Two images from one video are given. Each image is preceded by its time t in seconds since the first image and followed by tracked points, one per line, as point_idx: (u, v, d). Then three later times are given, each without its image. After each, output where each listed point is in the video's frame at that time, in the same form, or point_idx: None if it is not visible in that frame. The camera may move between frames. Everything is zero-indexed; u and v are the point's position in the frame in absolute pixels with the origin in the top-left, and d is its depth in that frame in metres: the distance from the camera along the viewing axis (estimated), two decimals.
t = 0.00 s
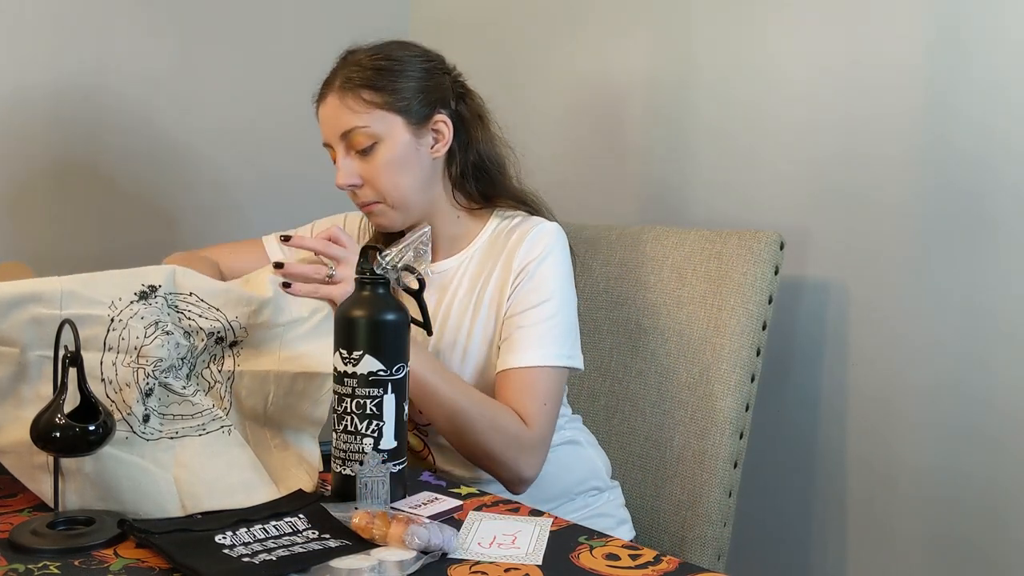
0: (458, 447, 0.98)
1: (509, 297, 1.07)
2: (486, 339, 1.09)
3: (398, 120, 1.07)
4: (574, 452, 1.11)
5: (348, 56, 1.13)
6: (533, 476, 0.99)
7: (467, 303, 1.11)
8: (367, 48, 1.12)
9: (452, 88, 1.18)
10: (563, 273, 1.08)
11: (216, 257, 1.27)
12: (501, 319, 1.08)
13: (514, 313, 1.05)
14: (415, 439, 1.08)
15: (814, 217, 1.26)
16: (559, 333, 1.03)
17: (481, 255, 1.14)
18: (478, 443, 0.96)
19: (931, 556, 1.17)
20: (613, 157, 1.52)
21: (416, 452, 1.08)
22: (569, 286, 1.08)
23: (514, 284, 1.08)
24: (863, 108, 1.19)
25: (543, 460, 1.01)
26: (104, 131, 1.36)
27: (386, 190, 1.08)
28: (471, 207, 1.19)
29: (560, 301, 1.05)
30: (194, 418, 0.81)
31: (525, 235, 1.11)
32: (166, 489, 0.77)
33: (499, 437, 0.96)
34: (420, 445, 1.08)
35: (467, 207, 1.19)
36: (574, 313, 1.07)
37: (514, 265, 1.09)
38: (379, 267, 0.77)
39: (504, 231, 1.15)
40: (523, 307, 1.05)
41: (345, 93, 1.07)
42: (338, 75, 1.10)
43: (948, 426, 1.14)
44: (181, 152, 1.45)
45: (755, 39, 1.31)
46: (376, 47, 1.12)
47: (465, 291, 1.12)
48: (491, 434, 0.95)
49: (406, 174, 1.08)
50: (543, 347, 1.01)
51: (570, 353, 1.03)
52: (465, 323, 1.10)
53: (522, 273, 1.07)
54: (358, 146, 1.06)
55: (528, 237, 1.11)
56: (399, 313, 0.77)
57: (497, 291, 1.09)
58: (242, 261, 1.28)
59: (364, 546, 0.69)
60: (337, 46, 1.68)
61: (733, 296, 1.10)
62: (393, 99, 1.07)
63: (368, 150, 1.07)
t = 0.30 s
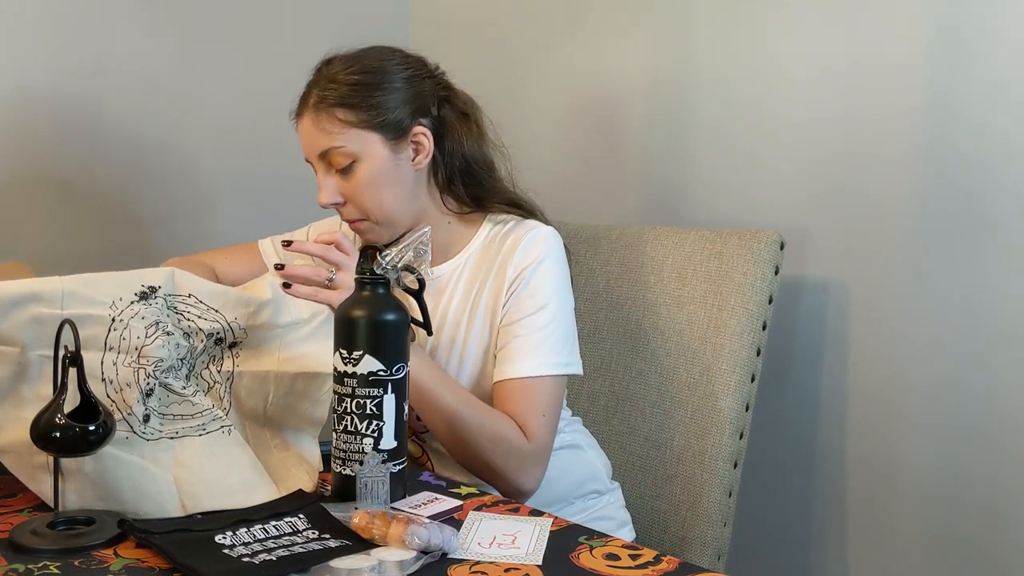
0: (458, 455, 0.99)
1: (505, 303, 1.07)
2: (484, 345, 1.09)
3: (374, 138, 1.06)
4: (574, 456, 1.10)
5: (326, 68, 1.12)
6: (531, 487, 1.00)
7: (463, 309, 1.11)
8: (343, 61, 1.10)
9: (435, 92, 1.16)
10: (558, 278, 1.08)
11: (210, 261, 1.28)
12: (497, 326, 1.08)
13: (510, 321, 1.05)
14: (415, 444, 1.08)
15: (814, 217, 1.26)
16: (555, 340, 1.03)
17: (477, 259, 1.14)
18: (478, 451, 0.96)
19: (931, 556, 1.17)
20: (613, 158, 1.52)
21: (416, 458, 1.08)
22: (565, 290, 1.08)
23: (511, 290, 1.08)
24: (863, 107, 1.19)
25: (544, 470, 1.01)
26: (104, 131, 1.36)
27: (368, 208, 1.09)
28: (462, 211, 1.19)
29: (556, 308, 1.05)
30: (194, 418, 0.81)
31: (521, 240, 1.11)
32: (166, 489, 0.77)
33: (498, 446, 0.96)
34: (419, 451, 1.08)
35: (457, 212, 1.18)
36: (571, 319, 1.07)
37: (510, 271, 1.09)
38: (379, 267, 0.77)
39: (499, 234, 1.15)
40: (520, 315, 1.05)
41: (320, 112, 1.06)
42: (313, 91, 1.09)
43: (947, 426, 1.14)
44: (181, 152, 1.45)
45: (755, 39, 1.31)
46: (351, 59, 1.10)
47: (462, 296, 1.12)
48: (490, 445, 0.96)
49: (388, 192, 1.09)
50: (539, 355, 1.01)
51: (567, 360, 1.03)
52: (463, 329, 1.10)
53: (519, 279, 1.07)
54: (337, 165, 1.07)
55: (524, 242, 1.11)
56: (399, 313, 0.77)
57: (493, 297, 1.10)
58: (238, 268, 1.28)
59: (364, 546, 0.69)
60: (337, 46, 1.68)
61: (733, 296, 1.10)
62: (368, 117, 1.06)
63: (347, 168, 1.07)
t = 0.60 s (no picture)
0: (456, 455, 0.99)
1: (503, 304, 1.07)
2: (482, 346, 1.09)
3: (369, 143, 1.06)
4: (572, 455, 1.10)
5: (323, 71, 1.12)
6: (529, 488, 1.00)
7: (461, 310, 1.11)
8: (338, 64, 1.10)
9: (433, 93, 1.15)
10: (556, 279, 1.08)
11: (210, 260, 1.28)
12: (495, 327, 1.08)
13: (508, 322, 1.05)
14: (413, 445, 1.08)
15: (815, 216, 1.26)
16: (553, 342, 1.03)
17: (475, 260, 1.14)
18: (476, 452, 0.96)
19: (931, 556, 1.17)
20: (613, 158, 1.52)
21: (414, 459, 1.08)
22: (563, 291, 1.08)
23: (509, 291, 1.08)
24: (863, 107, 1.19)
25: (541, 472, 1.02)
26: (104, 132, 1.36)
27: (364, 212, 1.09)
28: (459, 212, 1.18)
29: (554, 310, 1.05)
30: (194, 418, 0.81)
31: (519, 240, 1.11)
32: (166, 489, 0.77)
33: (496, 447, 0.96)
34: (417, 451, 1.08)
35: (455, 212, 1.18)
36: (569, 320, 1.07)
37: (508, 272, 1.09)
38: (379, 267, 0.77)
39: (497, 235, 1.15)
40: (517, 316, 1.05)
41: (315, 118, 1.06)
42: (309, 95, 1.09)
43: (947, 427, 1.14)
44: (181, 152, 1.45)
45: (755, 39, 1.31)
46: (347, 62, 1.10)
47: (459, 296, 1.12)
48: (488, 446, 0.96)
49: (383, 197, 1.09)
50: (537, 356, 1.01)
51: (564, 361, 1.03)
52: (461, 330, 1.10)
53: (517, 281, 1.07)
54: (332, 170, 1.07)
55: (522, 242, 1.11)
56: (399, 313, 0.77)
57: (490, 298, 1.10)
58: (237, 266, 1.28)
59: (364, 546, 0.69)
60: (338, 47, 1.68)
61: (733, 296, 1.10)
62: (362, 123, 1.06)
63: (342, 173, 1.07)
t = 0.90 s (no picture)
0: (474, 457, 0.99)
1: (513, 304, 1.07)
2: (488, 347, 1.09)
3: (379, 138, 1.06)
4: (576, 455, 1.10)
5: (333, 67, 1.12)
6: (553, 488, 1.00)
7: (469, 310, 1.11)
8: (350, 59, 1.10)
9: (441, 91, 1.15)
10: (565, 279, 1.08)
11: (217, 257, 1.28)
12: (503, 327, 1.08)
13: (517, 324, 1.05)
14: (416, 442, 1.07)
15: (814, 216, 1.26)
16: (562, 343, 1.03)
17: (482, 259, 1.14)
18: (494, 455, 0.96)
19: (931, 556, 1.17)
20: (613, 157, 1.52)
21: (416, 456, 1.07)
22: (572, 292, 1.08)
23: (517, 292, 1.07)
24: (862, 108, 1.19)
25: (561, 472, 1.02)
26: (104, 132, 1.36)
27: (371, 208, 1.09)
28: (465, 211, 1.18)
29: (563, 310, 1.05)
30: (193, 418, 0.81)
31: (525, 241, 1.11)
32: (166, 489, 0.77)
33: (516, 448, 0.96)
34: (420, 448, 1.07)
35: (461, 212, 1.18)
36: (578, 320, 1.07)
37: (515, 273, 1.09)
38: (378, 267, 0.77)
39: (504, 234, 1.15)
40: (526, 318, 1.05)
41: (325, 112, 1.06)
42: (320, 90, 1.09)
43: (947, 427, 1.14)
44: (180, 152, 1.45)
45: (755, 40, 1.31)
46: (359, 57, 1.10)
47: (468, 296, 1.12)
48: (505, 447, 0.96)
49: (391, 193, 1.08)
50: (548, 357, 1.01)
51: (574, 361, 1.03)
52: (469, 330, 1.10)
53: (525, 282, 1.07)
54: (341, 164, 1.07)
55: (527, 243, 1.10)
56: (399, 313, 0.77)
57: (499, 298, 1.09)
58: (242, 264, 1.28)
59: (364, 546, 0.69)
60: (338, 47, 1.68)
61: (733, 296, 1.10)
62: (373, 118, 1.06)
63: (351, 167, 1.07)
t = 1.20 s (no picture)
0: (476, 458, 0.99)
1: (518, 304, 1.07)
2: (492, 347, 1.08)
3: (397, 129, 1.06)
4: (577, 455, 1.10)
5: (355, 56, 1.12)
6: (554, 487, 1.00)
7: (472, 310, 1.11)
8: (372, 50, 1.10)
9: (459, 90, 1.16)
10: (571, 279, 1.08)
11: (222, 253, 1.27)
12: (508, 328, 1.08)
13: (522, 323, 1.05)
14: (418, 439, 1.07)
15: (815, 216, 1.25)
16: (566, 343, 1.03)
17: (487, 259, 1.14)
18: (499, 457, 0.96)
19: (931, 556, 1.17)
20: (613, 157, 1.52)
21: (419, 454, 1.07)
22: (579, 292, 1.08)
23: (522, 292, 1.07)
24: (862, 109, 1.19)
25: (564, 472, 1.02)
26: (104, 131, 1.36)
27: (384, 198, 1.08)
28: (475, 211, 1.18)
29: (569, 311, 1.05)
30: (192, 418, 0.81)
31: (530, 242, 1.11)
32: (166, 489, 0.77)
33: (521, 450, 0.96)
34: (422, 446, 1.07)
35: (470, 211, 1.18)
36: (584, 320, 1.07)
37: (521, 273, 1.09)
38: (377, 269, 0.77)
39: (511, 234, 1.15)
40: (531, 318, 1.04)
41: (346, 99, 1.06)
42: (341, 78, 1.09)
43: (947, 427, 1.14)
44: (180, 152, 1.45)
45: (755, 40, 1.31)
46: (381, 49, 1.10)
47: (471, 296, 1.12)
48: (508, 448, 0.96)
49: (406, 184, 1.08)
50: (552, 357, 1.01)
51: (579, 362, 1.03)
52: (473, 330, 1.10)
53: (530, 283, 1.07)
54: (357, 152, 1.06)
55: (533, 244, 1.10)
56: (398, 313, 0.77)
57: (505, 298, 1.09)
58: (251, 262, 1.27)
59: (364, 546, 0.69)
60: (338, 47, 1.68)
61: (733, 296, 1.10)
62: (392, 108, 1.06)
63: (367, 156, 1.06)
